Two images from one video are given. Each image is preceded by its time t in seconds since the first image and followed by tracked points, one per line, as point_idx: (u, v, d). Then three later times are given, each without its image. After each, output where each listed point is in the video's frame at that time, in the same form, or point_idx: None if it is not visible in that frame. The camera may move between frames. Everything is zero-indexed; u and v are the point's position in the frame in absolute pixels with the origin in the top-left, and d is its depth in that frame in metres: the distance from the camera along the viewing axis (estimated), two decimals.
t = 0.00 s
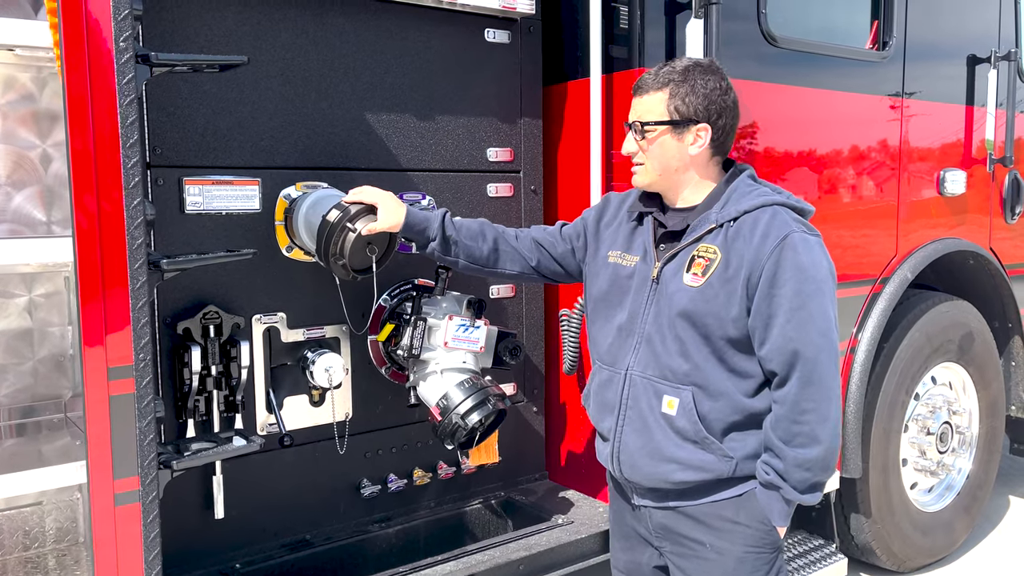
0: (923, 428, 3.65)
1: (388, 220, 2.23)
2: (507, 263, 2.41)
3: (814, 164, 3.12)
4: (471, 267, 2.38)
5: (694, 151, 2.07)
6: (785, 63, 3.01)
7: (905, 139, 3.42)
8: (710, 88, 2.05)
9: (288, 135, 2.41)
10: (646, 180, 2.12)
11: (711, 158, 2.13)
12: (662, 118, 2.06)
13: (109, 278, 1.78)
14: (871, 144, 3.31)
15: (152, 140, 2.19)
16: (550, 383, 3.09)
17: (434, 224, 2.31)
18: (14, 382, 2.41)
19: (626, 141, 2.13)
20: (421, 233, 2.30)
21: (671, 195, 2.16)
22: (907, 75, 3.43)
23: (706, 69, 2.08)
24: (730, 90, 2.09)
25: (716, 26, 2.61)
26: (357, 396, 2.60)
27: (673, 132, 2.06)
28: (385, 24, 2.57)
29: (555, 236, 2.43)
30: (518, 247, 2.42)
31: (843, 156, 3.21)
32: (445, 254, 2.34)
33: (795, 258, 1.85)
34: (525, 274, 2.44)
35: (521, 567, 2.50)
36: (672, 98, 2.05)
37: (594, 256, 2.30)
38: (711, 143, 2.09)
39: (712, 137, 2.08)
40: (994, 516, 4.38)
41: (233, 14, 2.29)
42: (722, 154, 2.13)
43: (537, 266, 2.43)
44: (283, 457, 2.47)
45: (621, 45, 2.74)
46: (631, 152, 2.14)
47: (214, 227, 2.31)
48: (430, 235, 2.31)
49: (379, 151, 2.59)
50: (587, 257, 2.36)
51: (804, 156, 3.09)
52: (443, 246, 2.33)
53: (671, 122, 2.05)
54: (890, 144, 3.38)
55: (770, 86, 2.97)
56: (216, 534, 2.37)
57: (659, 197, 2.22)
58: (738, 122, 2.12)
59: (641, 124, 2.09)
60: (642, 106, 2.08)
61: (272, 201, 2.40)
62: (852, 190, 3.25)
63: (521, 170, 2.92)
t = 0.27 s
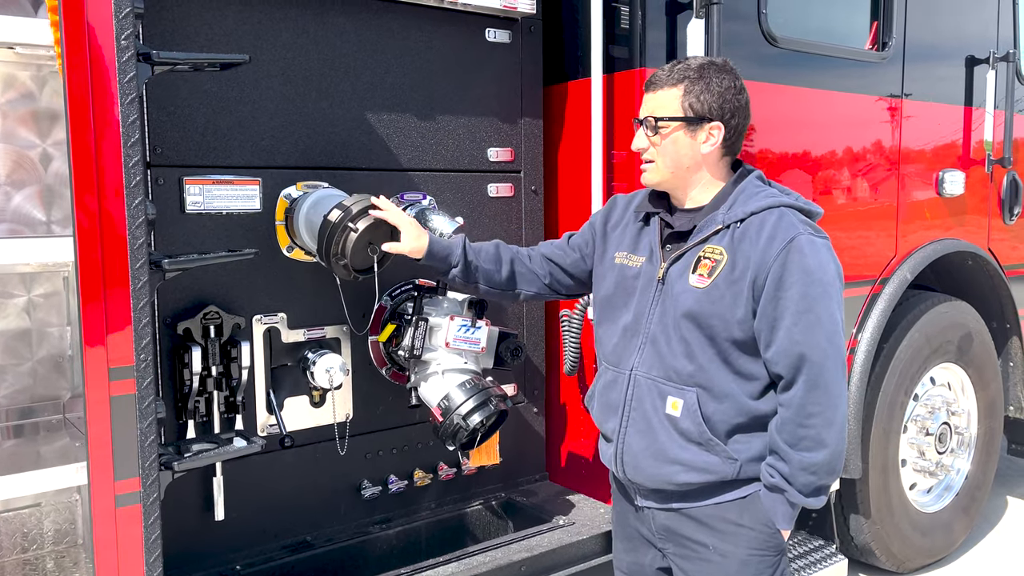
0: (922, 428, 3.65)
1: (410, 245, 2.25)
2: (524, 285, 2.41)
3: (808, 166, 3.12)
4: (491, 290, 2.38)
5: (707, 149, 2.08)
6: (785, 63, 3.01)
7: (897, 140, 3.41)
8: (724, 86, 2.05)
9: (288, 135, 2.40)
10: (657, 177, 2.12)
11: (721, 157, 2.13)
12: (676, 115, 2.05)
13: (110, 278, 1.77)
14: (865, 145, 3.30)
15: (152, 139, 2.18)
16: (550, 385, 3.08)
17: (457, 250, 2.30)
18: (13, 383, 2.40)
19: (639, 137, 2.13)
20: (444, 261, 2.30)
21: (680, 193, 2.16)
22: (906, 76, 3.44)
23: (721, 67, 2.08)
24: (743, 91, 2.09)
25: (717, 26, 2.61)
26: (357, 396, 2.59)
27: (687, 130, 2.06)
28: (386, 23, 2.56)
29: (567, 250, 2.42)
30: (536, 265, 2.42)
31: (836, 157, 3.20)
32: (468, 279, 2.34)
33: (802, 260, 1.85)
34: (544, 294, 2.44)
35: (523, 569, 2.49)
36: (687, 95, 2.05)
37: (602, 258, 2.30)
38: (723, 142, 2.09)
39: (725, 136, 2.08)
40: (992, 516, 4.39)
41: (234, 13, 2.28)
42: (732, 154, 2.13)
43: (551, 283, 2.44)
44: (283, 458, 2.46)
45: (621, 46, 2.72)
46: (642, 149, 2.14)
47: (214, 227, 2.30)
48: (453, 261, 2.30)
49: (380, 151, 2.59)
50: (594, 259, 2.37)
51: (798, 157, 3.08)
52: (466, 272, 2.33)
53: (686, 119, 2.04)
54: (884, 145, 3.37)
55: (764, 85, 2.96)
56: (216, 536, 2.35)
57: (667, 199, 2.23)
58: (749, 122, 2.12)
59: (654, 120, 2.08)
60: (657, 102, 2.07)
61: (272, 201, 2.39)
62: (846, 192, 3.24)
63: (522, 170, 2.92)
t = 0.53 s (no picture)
0: (920, 429, 3.65)
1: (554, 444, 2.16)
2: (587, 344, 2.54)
3: (802, 167, 3.11)
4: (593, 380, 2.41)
5: (713, 151, 2.07)
6: (784, 64, 3.01)
7: (890, 142, 3.41)
8: (731, 89, 2.06)
9: (288, 135, 2.39)
10: (661, 178, 2.11)
11: (726, 159, 2.13)
12: (684, 116, 2.05)
13: (109, 277, 1.75)
14: (859, 146, 3.29)
15: (151, 139, 2.17)
16: (549, 386, 3.07)
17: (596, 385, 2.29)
18: (10, 385, 2.38)
19: (645, 138, 2.12)
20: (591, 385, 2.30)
21: (686, 195, 2.15)
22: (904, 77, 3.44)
23: (728, 70, 2.08)
24: (749, 94, 2.09)
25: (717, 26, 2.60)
26: (357, 398, 2.58)
27: (694, 132, 2.05)
28: (385, 23, 2.55)
29: (595, 302, 2.37)
30: (599, 341, 2.37)
31: (830, 158, 3.20)
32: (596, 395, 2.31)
33: (803, 258, 1.83)
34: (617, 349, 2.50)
35: (523, 570, 2.49)
36: (694, 98, 2.04)
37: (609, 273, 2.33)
38: (730, 144, 2.09)
39: (731, 139, 2.08)
40: (988, 516, 4.40)
41: (233, 13, 2.27)
42: (737, 156, 2.13)
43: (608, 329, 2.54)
44: (283, 459, 2.45)
45: (621, 46, 2.71)
46: (648, 150, 2.13)
47: (213, 227, 2.29)
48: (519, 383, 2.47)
49: (379, 151, 2.58)
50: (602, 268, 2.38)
51: (792, 158, 3.08)
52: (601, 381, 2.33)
53: (694, 121, 2.04)
54: (877, 147, 3.36)
55: (759, 85, 2.95)
56: (215, 538, 2.34)
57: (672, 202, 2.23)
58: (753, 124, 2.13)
59: (661, 122, 2.08)
60: (664, 104, 2.07)
61: (272, 201, 2.38)
62: (839, 193, 3.24)
63: (521, 171, 2.91)
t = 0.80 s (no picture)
0: (915, 428, 3.67)
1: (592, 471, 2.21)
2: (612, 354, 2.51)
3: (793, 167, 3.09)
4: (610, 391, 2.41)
5: (712, 148, 2.06)
6: (781, 65, 3.02)
7: (879, 144, 3.39)
8: (725, 85, 2.04)
9: (286, 134, 2.38)
10: (664, 179, 2.10)
11: (726, 155, 2.11)
12: (680, 115, 2.04)
13: (108, 277, 1.74)
14: (851, 147, 3.29)
15: (149, 138, 2.16)
16: (546, 387, 3.07)
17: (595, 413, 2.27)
18: (6, 385, 2.36)
19: (642, 140, 2.11)
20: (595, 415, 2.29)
21: (688, 194, 2.14)
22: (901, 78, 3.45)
23: (721, 65, 2.07)
24: (744, 88, 2.08)
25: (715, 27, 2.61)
26: (355, 398, 2.57)
27: (692, 130, 2.04)
28: (384, 22, 2.55)
29: (600, 307, 2.37)
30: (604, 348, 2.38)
31: (821, 160, 3.19)
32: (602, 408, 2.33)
33: (805, 251, 1.83)
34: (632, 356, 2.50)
35: (522, 570, 2.49)
36: (689, 95, 2.03)
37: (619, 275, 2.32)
38: (728, 140, 2.08)
39: (730, 135, 2.07)
40: (982, 516, 4.41)
41: (232, 11, 2.26)
42: (737, 151, 2.12)
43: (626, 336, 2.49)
44: (280, 460, 2.44)
45: (619, 47, 2.71)
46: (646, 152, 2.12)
47: (211, 227, 2.28)
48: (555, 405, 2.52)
49: (377, 151, 2.57)
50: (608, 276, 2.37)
51: (785, 159, 3.06)
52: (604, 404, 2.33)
53: (690, 119, 2.03)
54: (870, 148, 3.36)
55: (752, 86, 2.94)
56: (213, 539, 2.33)
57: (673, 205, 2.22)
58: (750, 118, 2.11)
59: (658, 123, 2.07)
60: (659, 104, 2.06)
61: (270, 200, 2.37)
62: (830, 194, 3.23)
63: (519, 171, 2.91)
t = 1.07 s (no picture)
0: (908, 428, 3.68)
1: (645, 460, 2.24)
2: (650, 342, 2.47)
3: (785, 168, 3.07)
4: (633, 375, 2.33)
5: (754, 144, 1.96)
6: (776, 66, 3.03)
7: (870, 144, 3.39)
8: (774, 77, 1.93)
9: (282, 133, 2.37)
10: (702, 172, 2.03)
11: (772, 151, 2.00)
12: (721, 108, 1.95)
13: (104, 275, 1.73)
14: (842, 148, 3.28)
15: (144, 137, 2.15)
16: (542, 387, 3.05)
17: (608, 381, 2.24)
18: None
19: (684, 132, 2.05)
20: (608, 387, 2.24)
21: (731, 190, 2.05)
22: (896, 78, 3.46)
23: (770, 57, 1.96)
24: (794, 81, 1.97)
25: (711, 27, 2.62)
26: (351, 397, 2.57)
27: (732, 124, 1.95)
28: (380, 21, 2.54)
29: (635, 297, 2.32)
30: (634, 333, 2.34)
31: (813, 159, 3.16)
32: (615, 381, 2.28)
33: (836, 260, 1.71)
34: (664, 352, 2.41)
35: (518, 570, 2.49)
36: (732, 88, 1.94)
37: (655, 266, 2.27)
38: (774, 136, 1.97)
39: (776, 130, 1.96)
40: (975, 516, 4.43)
41: (227, 9, 2.25)
42: (785, 147, 2.00)
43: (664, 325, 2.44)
44: (276, 460, 2.43)
45: (615, 46, 2.71)
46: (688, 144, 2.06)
47: (207, 226, 2.26)
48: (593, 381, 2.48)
49: (374, 150, 2.56)
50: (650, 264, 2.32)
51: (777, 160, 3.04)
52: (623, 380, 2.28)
53: (731, 112, 1.94)
54: (860, 149, 3.35)
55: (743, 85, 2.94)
56: (208, 540, 2.32)
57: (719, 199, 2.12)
58: (803, 113, 1.99)
59: (698, 114, 1.99)
60: (700, 96, 1.98)
61: (266, 200, 2.36)
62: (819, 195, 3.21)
63: (515, 170, 2.91)
